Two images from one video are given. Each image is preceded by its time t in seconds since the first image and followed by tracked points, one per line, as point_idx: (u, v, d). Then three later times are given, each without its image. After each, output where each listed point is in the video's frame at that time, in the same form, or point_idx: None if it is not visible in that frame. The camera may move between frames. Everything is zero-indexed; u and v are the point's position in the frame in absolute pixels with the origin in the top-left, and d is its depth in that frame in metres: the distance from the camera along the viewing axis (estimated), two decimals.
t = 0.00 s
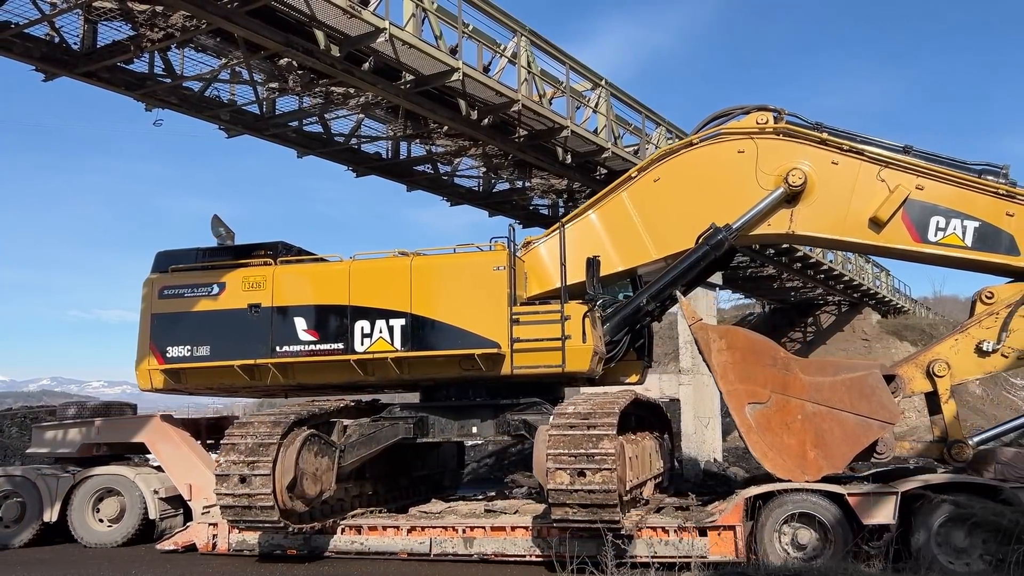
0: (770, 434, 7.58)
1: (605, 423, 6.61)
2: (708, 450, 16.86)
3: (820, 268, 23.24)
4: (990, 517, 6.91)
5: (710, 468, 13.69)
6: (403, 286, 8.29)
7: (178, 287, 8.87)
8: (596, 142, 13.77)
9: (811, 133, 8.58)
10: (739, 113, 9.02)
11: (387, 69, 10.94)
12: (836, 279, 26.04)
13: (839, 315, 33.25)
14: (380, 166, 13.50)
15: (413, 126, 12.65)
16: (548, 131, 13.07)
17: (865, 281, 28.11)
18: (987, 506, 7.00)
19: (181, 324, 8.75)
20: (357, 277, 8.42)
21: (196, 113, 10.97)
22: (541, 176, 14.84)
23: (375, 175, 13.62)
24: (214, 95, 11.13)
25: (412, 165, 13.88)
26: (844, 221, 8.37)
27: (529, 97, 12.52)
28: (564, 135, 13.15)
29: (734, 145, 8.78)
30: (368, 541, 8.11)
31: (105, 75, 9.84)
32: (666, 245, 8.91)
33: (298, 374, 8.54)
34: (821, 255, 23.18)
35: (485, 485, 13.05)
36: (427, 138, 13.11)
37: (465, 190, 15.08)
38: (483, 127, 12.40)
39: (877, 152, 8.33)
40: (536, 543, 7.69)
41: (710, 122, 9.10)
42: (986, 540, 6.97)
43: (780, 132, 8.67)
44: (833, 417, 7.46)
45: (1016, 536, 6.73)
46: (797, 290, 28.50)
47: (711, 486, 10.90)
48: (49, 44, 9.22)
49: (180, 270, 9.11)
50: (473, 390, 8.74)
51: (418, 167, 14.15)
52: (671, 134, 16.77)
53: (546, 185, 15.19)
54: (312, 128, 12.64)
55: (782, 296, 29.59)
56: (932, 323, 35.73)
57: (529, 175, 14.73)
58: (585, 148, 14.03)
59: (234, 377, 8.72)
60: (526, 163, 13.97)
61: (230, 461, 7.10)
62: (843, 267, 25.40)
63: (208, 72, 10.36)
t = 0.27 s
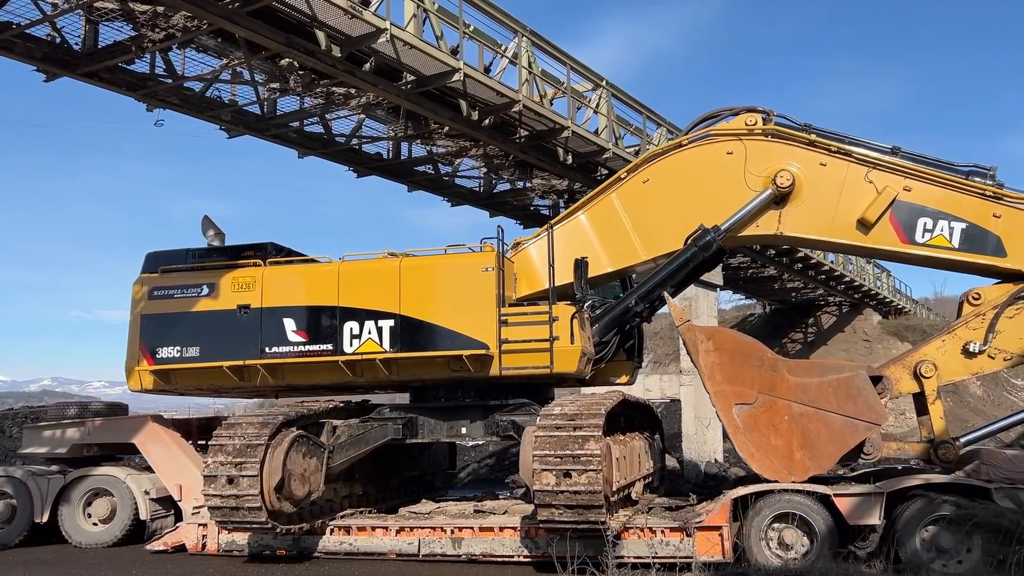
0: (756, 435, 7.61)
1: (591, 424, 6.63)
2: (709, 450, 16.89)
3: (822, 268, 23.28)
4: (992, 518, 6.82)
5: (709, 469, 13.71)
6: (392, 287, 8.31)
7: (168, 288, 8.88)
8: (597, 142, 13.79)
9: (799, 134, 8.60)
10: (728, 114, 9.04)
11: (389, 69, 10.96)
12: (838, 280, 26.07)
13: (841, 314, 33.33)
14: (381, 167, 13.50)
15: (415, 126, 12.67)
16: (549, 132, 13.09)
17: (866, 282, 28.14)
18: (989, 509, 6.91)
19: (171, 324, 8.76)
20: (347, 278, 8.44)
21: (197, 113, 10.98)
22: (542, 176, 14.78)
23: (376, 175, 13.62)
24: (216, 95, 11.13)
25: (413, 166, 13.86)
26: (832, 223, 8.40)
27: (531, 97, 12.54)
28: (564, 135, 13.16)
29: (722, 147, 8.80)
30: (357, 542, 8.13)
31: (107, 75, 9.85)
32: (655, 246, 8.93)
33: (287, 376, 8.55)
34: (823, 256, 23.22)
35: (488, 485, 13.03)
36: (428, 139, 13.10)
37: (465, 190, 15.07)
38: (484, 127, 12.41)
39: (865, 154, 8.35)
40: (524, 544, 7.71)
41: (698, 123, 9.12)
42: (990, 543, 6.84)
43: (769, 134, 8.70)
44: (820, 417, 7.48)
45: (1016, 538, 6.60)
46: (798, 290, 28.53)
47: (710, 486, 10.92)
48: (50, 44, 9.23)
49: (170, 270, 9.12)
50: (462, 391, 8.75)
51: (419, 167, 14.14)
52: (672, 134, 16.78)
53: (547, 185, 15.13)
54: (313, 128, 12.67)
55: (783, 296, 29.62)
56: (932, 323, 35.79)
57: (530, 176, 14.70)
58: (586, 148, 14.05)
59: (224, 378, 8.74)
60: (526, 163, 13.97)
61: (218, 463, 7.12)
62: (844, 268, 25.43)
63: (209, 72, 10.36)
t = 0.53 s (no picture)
0: (743, 435, 7.63)
1: (577, 425, 6.66)
2: (708, 452, 16.91)
3: (823, 268, 23.31)
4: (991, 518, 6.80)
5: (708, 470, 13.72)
6: (381, 288, 8.33)
7: (158, 288, 8.90)
8: (597, 143, 13.82)
9: (788, 136, 8.62)
10: (716, 116, 9.06)
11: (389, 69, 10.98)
12: (839, 280, 26.09)
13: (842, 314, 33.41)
14: (382, 167, 13.51)
15: (415, 126, 12.69)
16: (549, 132, 13.10)
17: (867, 282, 28.17)
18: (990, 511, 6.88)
19: (161, 325, 8.77)
20: (336, 279, 8.45)
21: (198, 113, 10.98)
22: (543, 176, 14.74)
23: (376, 175, 13.63)
24: (217, 96, 11.12)
25: (414, 166, 13.86)
26: (820, 224, 8.43)
27: (532, 98, 12.57)
28: (564, 136, 13.18)
29: (711, 148, 8.82)
30: (345, 542, 8.15)
31: (108, 75, 9.86)
32: (643, 247, 8.96)
33: (276, 376, 8.57)
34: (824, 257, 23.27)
35: (489, 486, 13.01)
36: (429, 139, 13.09)
37: (466, 190, 15.05)
38: (485, 128, 12.40)
39: (853, 155, 8.38)
40: (511, 544, 7.73)
41: (687, 124, 9.14)
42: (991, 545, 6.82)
43: (757, 135, 8.72)
44: (807, 418, 7.51)
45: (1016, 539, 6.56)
46: (799, 291, 28.55)
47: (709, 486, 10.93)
48: (51, 44, 9.24)
49: (160, 271, 9.13)
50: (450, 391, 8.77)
51: (420, 168, 14.14)
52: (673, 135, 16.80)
53: (548, 186, 15.06)
54: (313, 129, 12.69)
55: (783, 296, 29.64)
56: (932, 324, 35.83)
57: (531, 177, 14.66)
58: (587, 149, 14.08)
59: (213, 378, 8.76)
60: (527, 163, 13.97)
61: (206, 463, 7.14)
62: (845, 269, 25.47)
63: (209, 73, 10.35)
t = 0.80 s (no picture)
0: (730, 435, 7.67)
1: (563, 424, 6.68)
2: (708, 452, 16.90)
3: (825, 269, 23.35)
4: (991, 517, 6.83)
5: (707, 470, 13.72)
6: (370, 289, 8.35)
7: (148, 289, 8.92)
8: (598, 143, 13.86)
9: (776, 137, 8.65)
10: (705, 117, 9.10)
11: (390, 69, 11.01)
12: (840, 280, 26.13)
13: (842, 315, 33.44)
14: (382, 167, 13.53)
15: (416, 126, 12.68)
16: (550, 132, 13.13)
17: (868, 283, 28.22)
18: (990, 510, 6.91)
19: (151, 326, 8.79)
20: (326, 279, 8.48)
21: (199, 114, 11.00)
22: (544, 176, 14.72)
23: (376, 176, 13.65)
24: (218, 96, 11.13)
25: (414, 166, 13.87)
26: (807, 225, 8.46)
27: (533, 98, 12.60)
28: (565, 136, 13.21)
29: (700, 149, 8.85)
30: (334, 542, 8.18)
31: (110, 76, 9.90)
32: (632, 247, 8.99)
33: (266, 377, 8.59)
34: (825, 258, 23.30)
35: (490, 485, 13.00)
36: (430, 139, 13.10)
37: (467, 190, 15.05)
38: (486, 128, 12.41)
39: (840, 157, 8.41)
40: (499, 543, 7.77)
41: (676, 126, 9.18)
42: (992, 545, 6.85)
43: (746, 136, 8.75)
44: (793, 418, 7.54)
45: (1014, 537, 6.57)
46: (799, 292, 28.58)
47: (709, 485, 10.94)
48: (52, 45, 9.26)
49: (150, 272, 9.15)
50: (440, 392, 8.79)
51: (421, 168, 14.16)
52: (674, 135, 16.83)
53: (549, 186, 15.02)
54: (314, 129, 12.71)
55: (784, 297, 29.67)
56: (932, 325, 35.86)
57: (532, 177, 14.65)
58: (588, 149, 14.10)
59: (203, 379, 8.78)
60: (528, 163, 13.98)
61: (193, 463, 7.16)
62: (846, 269, 25.49)
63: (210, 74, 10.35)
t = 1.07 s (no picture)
0: (719, 435, 7.70)
1: (550, 423, 6.71)
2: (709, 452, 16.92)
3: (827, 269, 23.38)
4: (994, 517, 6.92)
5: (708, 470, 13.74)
6: (360, 289, 8.38)
7: (140, 289, 8.96)
8: (598, 143, 13.88)
9: (765, 138, 8.69)
10: (695, 118, 9.13)
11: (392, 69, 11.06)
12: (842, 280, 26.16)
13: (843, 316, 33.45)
14: (383, 167, 13.57)
15: (417, 126, 12.69)
16: (551, 132, 13.16)
17: (869, 284, 28.25)
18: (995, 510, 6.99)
19: (143, 326, 8.83)
20: (316, 280, 8.51)
21: (201, 114, 11.03)
22: (545, 176, 14.74)
23: (377, 176, 13.68)
24: (219, 96, 11.16)
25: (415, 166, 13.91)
26: (796, 226, 8.50)
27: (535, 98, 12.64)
28: (566, 136, 13.25)
29: (689, 150, 8.90)
30: (324, 541, 8.20)
31: (111, 76, 9.94)
32: (622, 247, 9.03)
33: (256, 377, 8.62)
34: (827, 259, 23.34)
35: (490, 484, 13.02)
36: (431, 139, 13.13)
37: (468, 190, 15.08)
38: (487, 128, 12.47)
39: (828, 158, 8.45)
40: (488, 543, 7.80)
41: (666, 127, 9.22)
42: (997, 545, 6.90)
43: (735, 138, 8.80)
44: (781, 418, 7.58)
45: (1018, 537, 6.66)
46: (800, 292, 28.60)
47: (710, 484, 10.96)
48: (54, 45, 9.29)
49: (141, 273, 9.17)
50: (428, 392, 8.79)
51: (422, 168, 14.20)
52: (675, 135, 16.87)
53: (551, 186, 15.01)
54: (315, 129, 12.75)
55: (784, 297, 29.70)
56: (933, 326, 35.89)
57: (533, 177, 14.70)
58: (590, 149, 14.13)
59: (194, 379, 8.81)
60: (529, 163, 14.01)
61: (183, 462, 7.19)
62: (847, 270, 25.51)
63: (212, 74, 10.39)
